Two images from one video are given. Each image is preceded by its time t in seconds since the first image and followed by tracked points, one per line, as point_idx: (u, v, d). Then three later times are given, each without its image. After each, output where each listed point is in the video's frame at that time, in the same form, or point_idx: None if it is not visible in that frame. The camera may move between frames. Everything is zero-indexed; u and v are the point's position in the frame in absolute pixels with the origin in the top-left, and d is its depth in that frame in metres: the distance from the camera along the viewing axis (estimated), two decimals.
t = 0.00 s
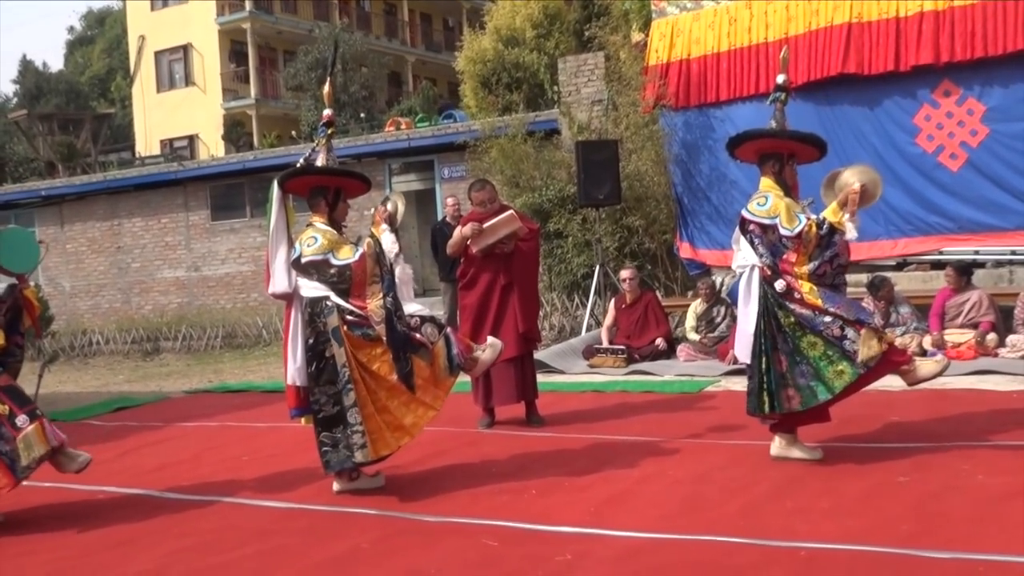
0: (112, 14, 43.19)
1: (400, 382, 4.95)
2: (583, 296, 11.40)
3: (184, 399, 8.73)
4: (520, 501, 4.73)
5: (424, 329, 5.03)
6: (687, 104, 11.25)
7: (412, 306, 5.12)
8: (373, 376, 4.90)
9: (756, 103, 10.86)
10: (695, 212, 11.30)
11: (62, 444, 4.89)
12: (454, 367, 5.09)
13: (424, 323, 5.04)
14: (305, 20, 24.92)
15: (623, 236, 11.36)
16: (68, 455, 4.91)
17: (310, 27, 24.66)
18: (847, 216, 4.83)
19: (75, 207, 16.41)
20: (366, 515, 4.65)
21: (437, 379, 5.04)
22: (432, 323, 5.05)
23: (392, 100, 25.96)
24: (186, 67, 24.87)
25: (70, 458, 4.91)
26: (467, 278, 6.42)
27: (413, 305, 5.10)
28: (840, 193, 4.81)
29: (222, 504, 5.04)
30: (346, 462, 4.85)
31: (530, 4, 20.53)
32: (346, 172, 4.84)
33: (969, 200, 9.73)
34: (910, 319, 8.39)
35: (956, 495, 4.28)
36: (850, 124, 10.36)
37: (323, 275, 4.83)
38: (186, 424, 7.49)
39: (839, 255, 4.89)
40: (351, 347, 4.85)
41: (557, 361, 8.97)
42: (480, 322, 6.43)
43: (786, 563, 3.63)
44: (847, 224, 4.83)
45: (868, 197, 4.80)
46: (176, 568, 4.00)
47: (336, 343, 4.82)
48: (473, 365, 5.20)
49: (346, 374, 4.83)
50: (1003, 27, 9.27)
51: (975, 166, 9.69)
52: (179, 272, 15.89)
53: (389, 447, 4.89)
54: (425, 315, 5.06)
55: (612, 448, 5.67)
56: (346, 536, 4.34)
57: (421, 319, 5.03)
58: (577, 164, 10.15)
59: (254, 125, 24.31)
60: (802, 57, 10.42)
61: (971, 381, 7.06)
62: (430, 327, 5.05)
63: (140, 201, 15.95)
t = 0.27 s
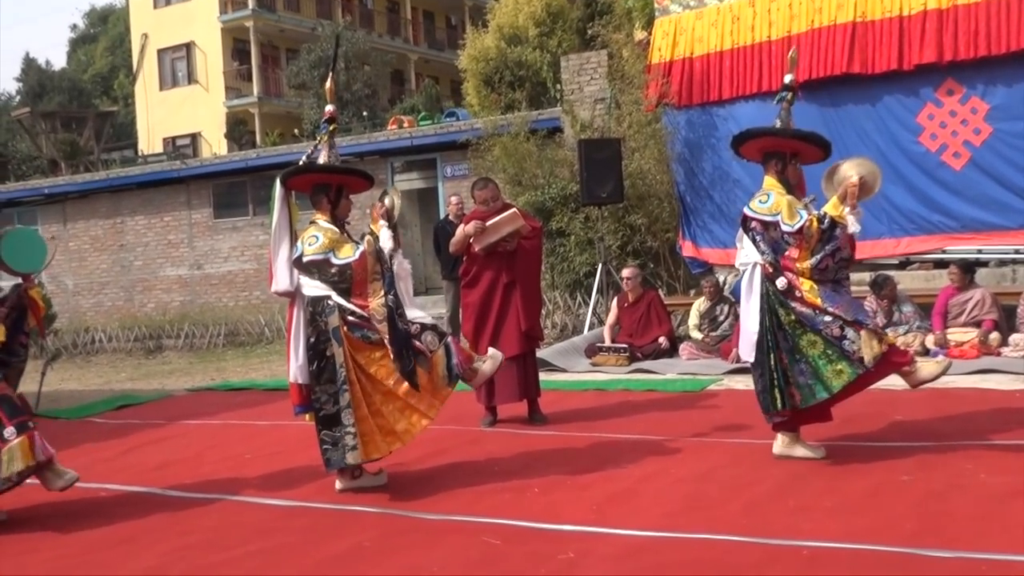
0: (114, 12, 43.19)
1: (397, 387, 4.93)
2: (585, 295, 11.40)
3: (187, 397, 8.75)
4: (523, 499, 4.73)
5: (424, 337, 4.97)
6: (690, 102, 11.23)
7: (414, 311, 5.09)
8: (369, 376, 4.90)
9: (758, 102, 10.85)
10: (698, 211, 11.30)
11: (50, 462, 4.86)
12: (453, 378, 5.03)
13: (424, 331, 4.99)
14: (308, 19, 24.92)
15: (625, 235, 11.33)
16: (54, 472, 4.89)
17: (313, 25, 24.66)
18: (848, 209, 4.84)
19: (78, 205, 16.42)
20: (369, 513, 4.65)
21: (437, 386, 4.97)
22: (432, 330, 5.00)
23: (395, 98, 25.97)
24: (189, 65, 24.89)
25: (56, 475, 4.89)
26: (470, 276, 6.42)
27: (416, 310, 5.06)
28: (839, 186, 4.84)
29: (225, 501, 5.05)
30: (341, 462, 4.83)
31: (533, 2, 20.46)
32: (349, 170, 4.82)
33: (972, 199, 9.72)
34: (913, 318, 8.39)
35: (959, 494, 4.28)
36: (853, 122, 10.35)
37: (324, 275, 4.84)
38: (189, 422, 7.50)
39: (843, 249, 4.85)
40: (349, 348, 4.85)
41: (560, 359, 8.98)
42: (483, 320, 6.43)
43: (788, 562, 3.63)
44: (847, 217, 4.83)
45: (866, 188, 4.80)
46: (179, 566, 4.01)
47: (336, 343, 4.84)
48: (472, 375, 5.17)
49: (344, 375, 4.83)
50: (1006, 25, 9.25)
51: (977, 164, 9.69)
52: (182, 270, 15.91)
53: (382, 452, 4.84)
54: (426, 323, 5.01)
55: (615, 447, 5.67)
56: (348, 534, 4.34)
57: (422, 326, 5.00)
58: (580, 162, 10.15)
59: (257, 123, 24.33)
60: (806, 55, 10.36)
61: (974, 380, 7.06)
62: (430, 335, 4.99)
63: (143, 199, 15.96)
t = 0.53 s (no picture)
0: (116, 11, 43.20)
1: (390, 400, 4.91)
2: (587, 294, 11.41)
3: (189, 396, 8.75)
4: (524, 498, 4.73)
5: (421, 361, 5.03)
6: (692, 101, 11.21)
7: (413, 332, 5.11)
8: (369, 378, 4.88)
9: (760, 101, 10.84)
10: (699, 210, 11.30)
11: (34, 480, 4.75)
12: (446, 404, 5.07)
13: (421, 356, 5.04)
14: (310, 18, 24.91)
15: (626, 234, 11.33)
16: (37, 490, 4.77)
17: (314, 24, 24.65)
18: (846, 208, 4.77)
19: (80, 203, 16.42)
20: (370, 511, 4.65)
21: (429, 411, 4.98)
22: (428, 355, 5.06)
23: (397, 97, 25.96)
24: (191, 64, 24.90)
25: (38, 495, 4.77)
26: (472, 275, 6.42)
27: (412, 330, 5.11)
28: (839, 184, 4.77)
29: (226, 500, 5.05)
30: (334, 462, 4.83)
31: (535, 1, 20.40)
32: (352, 168, 4.80)
33: (974, 199, 9.71)
34: (914, 317, 8.38)
35: (960, 494, 4.27)
36: (856, 122, 10.34)
37: (327, 276, 4.82)
38: (190, 421, 7.50)
39: (841, 247, 4.76)
40: (351, 353, 4.85)
41: (561, 359, 8.97)
42: (485, 319, 6.44)
43: (791, 562, 3.63)
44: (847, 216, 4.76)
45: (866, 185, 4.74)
46: (181, 565, 4.01)
47: (336, 346, 4.83)
48: (465, 407, 5.23)
49: (341, 378, 4.82)
50: (1009, 25, 9.24)
51: (979, 164, 9.68)
52: (183, 269, 15.91)
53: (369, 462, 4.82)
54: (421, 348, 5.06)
55: (616, 446, 5.67)
56: (349, 533, 4.34)
57: (420, 350, 5.04)
58: (582, 161, 10.15)
59: (258, 122, 24.34)
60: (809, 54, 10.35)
61: (976, 380, 7.05)
62: (427, 361, 5.05)
63: (144, 198, 15.96)
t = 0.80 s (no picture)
0: (115, 10, 43.18)
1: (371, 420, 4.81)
2: (585, 294, 11.41)
3: (187, 395, 8.74)
4: (522, 498, 4.73)
5: (403, 402, 4.82)
6: (691, 101, 11.22)
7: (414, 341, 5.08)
8: (367, 390, 4.83)
9: (759, 102, 10.85)
10: (698, 210, 11.32)
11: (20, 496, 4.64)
12: (428, 446, 4.79)
13: (405, 395, 4.83)
14: (309, 17, 24.88)
15: (625, 234, 11.27)
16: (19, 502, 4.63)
17: (313, 23, 24.64)
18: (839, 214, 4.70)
19: (78, 203, 16.40)
20: (368, 511, 4.65)
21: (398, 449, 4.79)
22: (413, 395, 4.84)
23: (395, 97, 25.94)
24: (189, 63, 24.89)
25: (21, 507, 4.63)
26: (470, 274, 6.42)
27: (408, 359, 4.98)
28: (833, 189, 4.69)
29: (224, 500, 5.04)
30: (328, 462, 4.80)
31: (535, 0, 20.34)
32: (358, 170, 4.78)
33: (973, 199, 9.71)
34: (913, 317, 8.38)
35: (958, 494, 4.28)
36: (855, 123, 10.33)
37: (331, 281, 4.81)
38: (189, 420, 7.50)
39: (831, 255, 4.72)
40: (353, 361, 4.82)
41: (559, 358, 8.97)
42: (483, 318, 6.43)
43: (789, 562, 3.62)
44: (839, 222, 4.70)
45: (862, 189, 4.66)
46: (180, 565, 4.01)
47: (339, 351, 4.83)
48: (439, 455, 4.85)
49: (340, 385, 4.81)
50: (1007, 25, 9.25)
51: (978, 164, 9.68)
52: (182, 268, 15.90)
53: (363, 471, 4.77)
54: (404, 385, 4.85)
55: (615, 446, 5.67)
56: (347, 533, 4.34)
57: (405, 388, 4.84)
58: (580, 161, 10.14)
59: (257, 121, 24.33)
60: (808, 54, 10.35)
61: (974, 380, 7.05)
62: (409, 401, 4.83)
63: (143, 197, 15.95)
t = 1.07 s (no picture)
0: (113, 9, 43.14)
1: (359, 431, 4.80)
2: (584, 293, 11.42)
3: (185, 394, 8.74)
4: (521, 498, 4.73)
5: (385, 421, 4.76)
6: (689, 101, 11.24)
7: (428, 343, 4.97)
8: (366, 397, 4.81)
9: (757, 103, 10.87)
10: (697, 210, 11.32)
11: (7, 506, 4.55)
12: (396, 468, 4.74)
13: (388, 415, 4.75)
14: (307, 16, 24.86)
15: (624, 233, 11.28)
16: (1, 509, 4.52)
17: (311, 23, 24.62)
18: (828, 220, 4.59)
19: (76, 202, 16.38)
20: (367, 511, 4.65)
21: (374, 465, 4.80)
22: (397, 416, 4.75)
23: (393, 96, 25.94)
24: (187, 63, 24.87)
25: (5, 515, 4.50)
26: (468, 274, 6.43)
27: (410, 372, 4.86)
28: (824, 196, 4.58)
29: (223, 500, 5.04)
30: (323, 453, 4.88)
31: None
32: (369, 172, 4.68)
33: (971, 199, 9.72)
34: (911, 317, 8.39)
35: (956, 493, 4.28)
36: (852, 122, 10.34)
37: (341, 286, 4.72)
38: (187, 420, 7.49)
39: (817, 262, 4.63)
40: (353, 368, 4.81)
41: (558, 358, 8.97)
42: (481, 318, 6.43)
43: (788, 561, 3.63)
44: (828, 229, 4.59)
45: (854, 196, 4.54)
46: (179, 565, 4.00)
47: (344, 357, 4.83)
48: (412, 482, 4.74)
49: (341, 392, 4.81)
50: (1005, 26, 9.25)
51: (976, 164, 9.69)
52: (180, 268, 15.89)
53: (354, 478, 4.78)
54: (392, 406, 4.76)
55: (613, 445, 5.67)
56: (346, 532, 4.34)
57: (389, 408, 4.76)
58: (579, 160, 10.13)
59: (255, 121, 24.31)
60: (807, 54, 10.35)
61: (971, 380, 7.06)
62: (392, 421, 4.75)
63: (141, 197, 15.94)
